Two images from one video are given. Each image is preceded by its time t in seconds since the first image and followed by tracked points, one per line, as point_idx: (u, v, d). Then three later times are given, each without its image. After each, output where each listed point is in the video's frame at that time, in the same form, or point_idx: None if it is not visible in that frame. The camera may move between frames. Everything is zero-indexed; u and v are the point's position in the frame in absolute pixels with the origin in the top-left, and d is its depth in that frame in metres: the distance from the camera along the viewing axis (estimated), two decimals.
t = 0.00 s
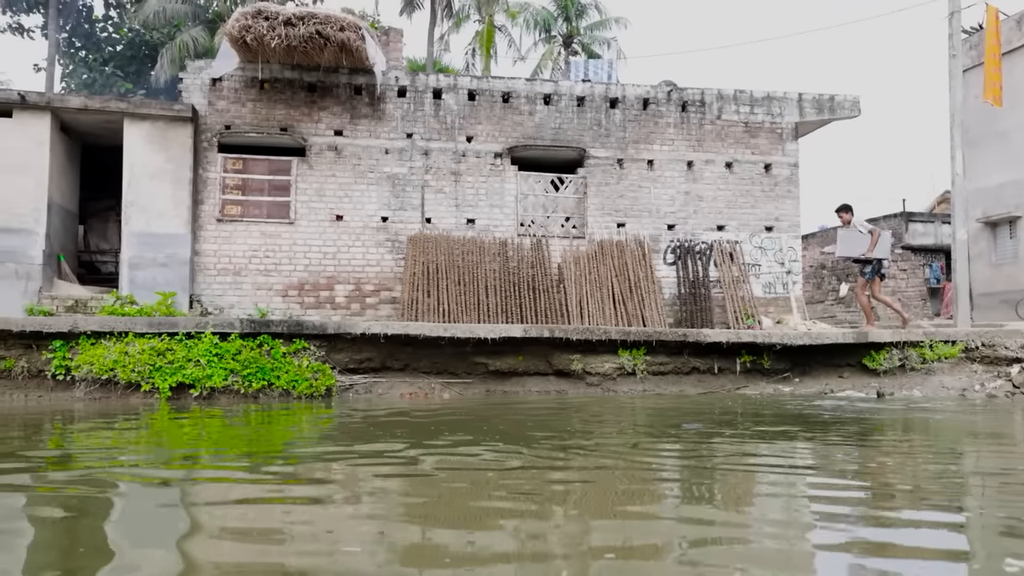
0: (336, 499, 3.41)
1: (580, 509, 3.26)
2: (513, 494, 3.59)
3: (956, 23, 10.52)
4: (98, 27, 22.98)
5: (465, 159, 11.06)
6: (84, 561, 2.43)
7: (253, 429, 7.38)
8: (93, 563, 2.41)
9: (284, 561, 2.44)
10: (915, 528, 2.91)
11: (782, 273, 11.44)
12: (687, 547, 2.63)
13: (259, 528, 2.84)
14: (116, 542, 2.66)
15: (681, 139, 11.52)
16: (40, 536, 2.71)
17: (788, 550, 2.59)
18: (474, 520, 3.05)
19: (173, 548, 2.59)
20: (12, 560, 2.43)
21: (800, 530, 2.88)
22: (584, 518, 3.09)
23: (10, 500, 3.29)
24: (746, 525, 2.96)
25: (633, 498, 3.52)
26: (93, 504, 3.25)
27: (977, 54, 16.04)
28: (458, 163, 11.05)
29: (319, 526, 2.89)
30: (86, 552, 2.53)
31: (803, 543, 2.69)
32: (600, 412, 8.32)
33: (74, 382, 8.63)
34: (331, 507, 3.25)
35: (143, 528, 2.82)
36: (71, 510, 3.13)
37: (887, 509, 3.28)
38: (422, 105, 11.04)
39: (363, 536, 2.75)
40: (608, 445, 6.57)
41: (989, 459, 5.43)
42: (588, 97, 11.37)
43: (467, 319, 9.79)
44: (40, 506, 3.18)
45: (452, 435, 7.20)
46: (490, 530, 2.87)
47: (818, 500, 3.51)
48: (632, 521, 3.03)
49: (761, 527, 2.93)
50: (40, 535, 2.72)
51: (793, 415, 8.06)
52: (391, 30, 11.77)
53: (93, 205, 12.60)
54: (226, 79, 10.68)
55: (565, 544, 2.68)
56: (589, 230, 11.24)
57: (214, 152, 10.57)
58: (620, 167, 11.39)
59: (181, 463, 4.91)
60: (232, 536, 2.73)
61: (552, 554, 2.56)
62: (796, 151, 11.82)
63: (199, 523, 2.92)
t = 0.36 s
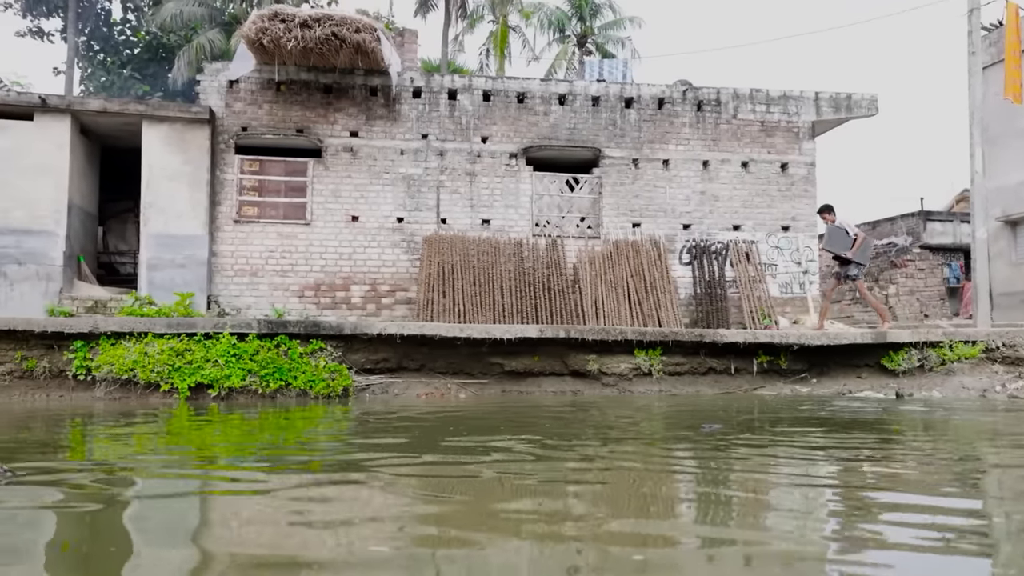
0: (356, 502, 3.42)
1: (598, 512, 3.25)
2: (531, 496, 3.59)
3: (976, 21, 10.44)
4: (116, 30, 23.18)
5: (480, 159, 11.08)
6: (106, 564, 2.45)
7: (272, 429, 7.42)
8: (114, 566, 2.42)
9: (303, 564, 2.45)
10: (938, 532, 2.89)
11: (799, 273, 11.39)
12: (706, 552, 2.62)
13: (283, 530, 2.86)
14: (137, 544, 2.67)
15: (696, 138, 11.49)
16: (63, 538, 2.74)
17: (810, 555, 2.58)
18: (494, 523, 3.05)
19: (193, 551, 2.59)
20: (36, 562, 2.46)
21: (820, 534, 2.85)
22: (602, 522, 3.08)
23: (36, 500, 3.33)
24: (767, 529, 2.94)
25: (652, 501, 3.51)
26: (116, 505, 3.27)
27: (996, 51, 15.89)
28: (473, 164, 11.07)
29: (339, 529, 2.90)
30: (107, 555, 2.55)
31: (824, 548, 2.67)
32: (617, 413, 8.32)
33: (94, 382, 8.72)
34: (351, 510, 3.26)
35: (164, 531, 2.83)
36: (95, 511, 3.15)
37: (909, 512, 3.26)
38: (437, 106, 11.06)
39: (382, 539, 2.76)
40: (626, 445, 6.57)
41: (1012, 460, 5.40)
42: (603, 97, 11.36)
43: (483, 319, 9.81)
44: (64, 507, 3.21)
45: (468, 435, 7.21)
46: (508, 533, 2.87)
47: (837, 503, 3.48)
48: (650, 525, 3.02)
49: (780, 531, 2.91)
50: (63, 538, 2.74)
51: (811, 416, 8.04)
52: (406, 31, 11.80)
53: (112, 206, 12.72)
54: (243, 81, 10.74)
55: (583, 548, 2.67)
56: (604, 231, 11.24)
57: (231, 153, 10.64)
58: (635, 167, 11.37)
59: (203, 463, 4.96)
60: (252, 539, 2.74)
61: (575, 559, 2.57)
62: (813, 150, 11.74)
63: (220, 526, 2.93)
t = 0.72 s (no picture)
0: (382, 502, 3.43)
1: (618, 513, 3.23)
2: (557, 496, 3.58)
3: (1005, 15, 10.28)
4: (142, 34, 23.50)
5: (502, 159, 11.09)
6: (134, 566, 2.47)
7: (297, 429, 7.48)
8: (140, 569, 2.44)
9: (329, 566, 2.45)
10: (973, 537, 2.87)
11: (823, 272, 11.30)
12: (730, 557, 2.59)
13: (315, 531, 2.89)
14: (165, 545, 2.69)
15: (719, 137, 11.42)
16: (96, 537, 2.76)
17: (833, 561, 2.55)
18: (513, 525, 3.04)
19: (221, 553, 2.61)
20: (66, 561, 2.48)
21: (845, 540, 2.81)
22: (624, 525, 3.06)
23: (72, 499, 3.38)
24: (789, 533, 2.92)
25: (674, 502, 3.49)
26: (149, 503, 3.31)
27: None
28: (495, 164, 11.09)
29: (361, 530, 2.90)
30: (135, 555, 2.56)
31: (847, 554, 2.64)
32: (640, 413, 8.30)
33: (122, 382, 8.84)
34: (376, 511, 3.26)
35: (191, 530, 2.85)
36: (126, 510, 3.19)
37: (934, 516, 3.21)
38: (459, 106, 11.09)
39: (414, 541, 2.77)
40: (651, 445, 6.56)
41: None
42: (624, 96, 11.32)
43: (505, 318, 9.81)
44: (97, 506, 3.24)
45: (492, 435, 7.22)
46: (532, 535, 2.86)
47: (859, 505, 3.44)
48: (672, 528, 3.00)
49: (805, 535, 2.87)
50: (94, 538, 2.77)
51: (838, 416, 7.98)
52: (428, 32, 11.84)
53: (139, 208, 12.88)
54: (267, 83, 10.84)
55: (605, 551, 2.65)
56: (626, 230, 11.21)
57: (254, 155, 10.73)
58: (657, 166, 11.33)
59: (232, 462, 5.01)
60: (278, 540, 2.76)
61: (608, 561, 2.57)
62: (838, 148, 11.63)
63: (247, 527, 2.95)
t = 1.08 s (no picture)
0: (413, 501, 3.46)
1: (645, 515, 3.23)
2: (589, 497, 3.60)
3: None
4: (169, 37, 23.82)
5: (526, 160, 11.10)
6: (168, 565, 2.50)
7: (323, 429, 7.52)
8: (172, 568, 2.47)
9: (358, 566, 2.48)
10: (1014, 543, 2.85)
11: (851, 272, 11.19)
12: (758, 560, 2.58)
13: (351, 530, 2.92)
14: (197, 543, 2.72)
15: (744, 135, 11.34)
16: (130, 535, 2.81)
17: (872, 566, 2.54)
18: (545, 525, 3.06)
19: (251, 552, 2.64)
20: (109, 560, 2.53)
21: (875, 545, 2.79)
22: (651, 526, 3.06)
23: (111, 497, 3.44)
24: (822, 537, 2.90)
25: (704, 504, 3.47)
26: (182, 501, 3.35)
27: None
28: (518, 164, 11.10)
29: (390, 530, 2.92)
30: (172, 554, 2.61)
31: (881, 560, 2.62)
32: (666, 413, 8.27)
33: (152, 381, 8.96)
34: (406, 510, 3.29)
35: (228, 530, 2.89)
36: (160, 508, 3.23)
37: (973, 522, 3.18)
38: (483, 107, 11.12)
39: (452, 542, 2.79)
40: (680, 447, 6.53)
41: None
42: (648, 95, 11.27)
43: (528, 319, 9.82)
44: (134, 505, 3.29)
45: (517, 435, 7.24)
46: (566, 536, 2.88)
47: (888, 509, 3.42)
48: (699, 530, 2.99)
49: (839, 539, 2.86)
50: (134, 536, 2.82)
51: (868, 417, 7.91)
52: (451, 33, 11.87)
53: (167, 210, 13.06)
54: (292, 86, 10.93)
55: (635, 553, 2.66)
56: (650, 230, 11.17)
57: (280, 157, 10.83)
58: (681, 165, 11.28)
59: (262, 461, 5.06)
60: (308, 538, 2.79)
61: (644, 562, 2.57)
62: (865, 146, 11.49)
63: (278, 525, 2.98)
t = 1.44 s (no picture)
0: (440, 499, 3.47)
1: (668, 514, 3.22)
2: (617, 497, 3.59)
3: None
4: (193, 42, 24.13)
5: (547, 160, 11.10)
6: (198, 560, 2.53)
7: (347, 429, 7.56)
8: (195, 565, 2.49)
9: (382, 564, 2.49)
10: None
11: (877, 270, 11.05)
12: (783, 562, 2.55)
13: (379, 528, 2.93)
14: (222, 541, 2.74)
15: (767, 133, 11.25)
16: (160, 531, 2.85)
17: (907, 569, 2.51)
18: (573, 524, 3.06)
19: (273, 549, 2.65)
20: (140, 555, 2.57)
21: (903, 547, 2.76)
22: (678, 526, 3.05)
23: (144, 495, 3.49)
24: (855, 538, 2.87)
25: (733, 504, 3.45)
26: (212, 499, 3.38)
27: None
28: (539, 164, 11.10)
29: (413, 527, 2.93)
30: (202, 549, 2.64)
31: (916, 562, 2.59)
32: (690, 413, 8.23)
33: (178, 382, 9.07)
34: (431, 510, 3.31)
35: (257, 527, 2.92)
36: (189, 506, 3.26)
37: (1009, 525, 3.13)
38: (504, 107, 11.13)
39: (482, 540, 2.80)
40: (705, 447, 6.50)
41: None
42: (670, 94, 11.22)
43: (550, 319, 9.81)
44: (166, 502, 3.34)
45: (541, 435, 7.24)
46: (596, 535, 2.87)
47: (922, 510, 3.37)
48: (722, 530, 2.97)
49: (872, 541, 2.83)
50: (165, 532, 2.85)
51: (896, 417, 7.82)
52: (472, 33, 11.90)
53: (192, 212, 13.22)
54: (315, 88, 11.01)
55: (665, 553, 2.65)
56: (672, 229, 11.12)
57: (303, 159, 10.91)
58: (704, 164, 11.22)
59: (288, 459, 5.11)
60: (334, 534, 2.81)
61: (673, 563, 2.57)
62: (891, 143, 11.35)
63: (302, 523, 2.99)
